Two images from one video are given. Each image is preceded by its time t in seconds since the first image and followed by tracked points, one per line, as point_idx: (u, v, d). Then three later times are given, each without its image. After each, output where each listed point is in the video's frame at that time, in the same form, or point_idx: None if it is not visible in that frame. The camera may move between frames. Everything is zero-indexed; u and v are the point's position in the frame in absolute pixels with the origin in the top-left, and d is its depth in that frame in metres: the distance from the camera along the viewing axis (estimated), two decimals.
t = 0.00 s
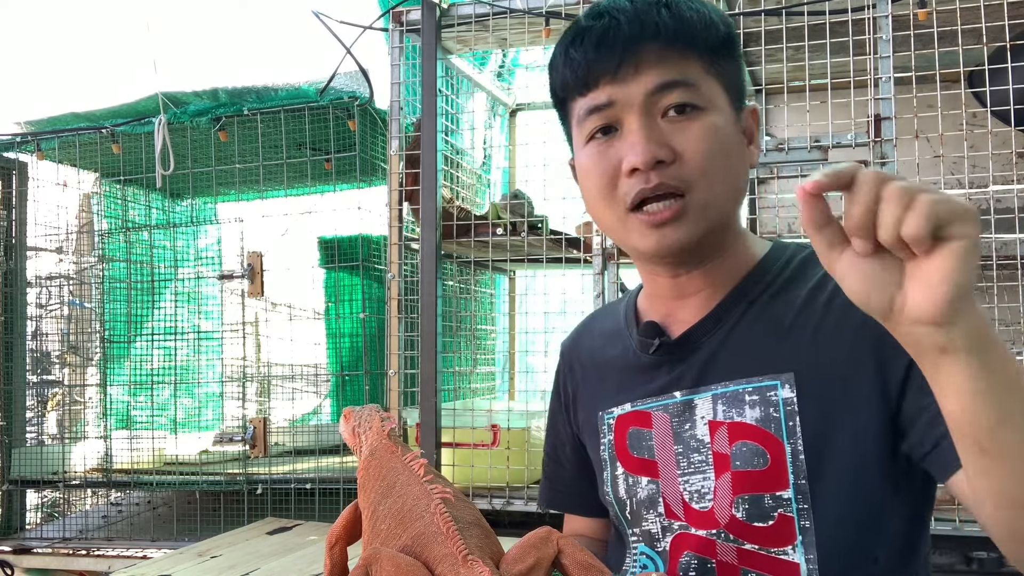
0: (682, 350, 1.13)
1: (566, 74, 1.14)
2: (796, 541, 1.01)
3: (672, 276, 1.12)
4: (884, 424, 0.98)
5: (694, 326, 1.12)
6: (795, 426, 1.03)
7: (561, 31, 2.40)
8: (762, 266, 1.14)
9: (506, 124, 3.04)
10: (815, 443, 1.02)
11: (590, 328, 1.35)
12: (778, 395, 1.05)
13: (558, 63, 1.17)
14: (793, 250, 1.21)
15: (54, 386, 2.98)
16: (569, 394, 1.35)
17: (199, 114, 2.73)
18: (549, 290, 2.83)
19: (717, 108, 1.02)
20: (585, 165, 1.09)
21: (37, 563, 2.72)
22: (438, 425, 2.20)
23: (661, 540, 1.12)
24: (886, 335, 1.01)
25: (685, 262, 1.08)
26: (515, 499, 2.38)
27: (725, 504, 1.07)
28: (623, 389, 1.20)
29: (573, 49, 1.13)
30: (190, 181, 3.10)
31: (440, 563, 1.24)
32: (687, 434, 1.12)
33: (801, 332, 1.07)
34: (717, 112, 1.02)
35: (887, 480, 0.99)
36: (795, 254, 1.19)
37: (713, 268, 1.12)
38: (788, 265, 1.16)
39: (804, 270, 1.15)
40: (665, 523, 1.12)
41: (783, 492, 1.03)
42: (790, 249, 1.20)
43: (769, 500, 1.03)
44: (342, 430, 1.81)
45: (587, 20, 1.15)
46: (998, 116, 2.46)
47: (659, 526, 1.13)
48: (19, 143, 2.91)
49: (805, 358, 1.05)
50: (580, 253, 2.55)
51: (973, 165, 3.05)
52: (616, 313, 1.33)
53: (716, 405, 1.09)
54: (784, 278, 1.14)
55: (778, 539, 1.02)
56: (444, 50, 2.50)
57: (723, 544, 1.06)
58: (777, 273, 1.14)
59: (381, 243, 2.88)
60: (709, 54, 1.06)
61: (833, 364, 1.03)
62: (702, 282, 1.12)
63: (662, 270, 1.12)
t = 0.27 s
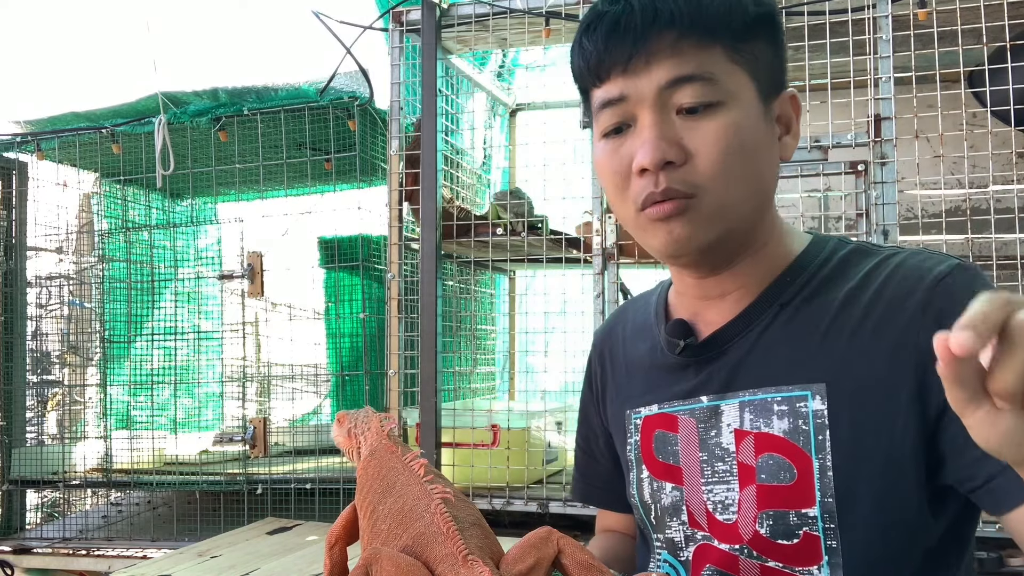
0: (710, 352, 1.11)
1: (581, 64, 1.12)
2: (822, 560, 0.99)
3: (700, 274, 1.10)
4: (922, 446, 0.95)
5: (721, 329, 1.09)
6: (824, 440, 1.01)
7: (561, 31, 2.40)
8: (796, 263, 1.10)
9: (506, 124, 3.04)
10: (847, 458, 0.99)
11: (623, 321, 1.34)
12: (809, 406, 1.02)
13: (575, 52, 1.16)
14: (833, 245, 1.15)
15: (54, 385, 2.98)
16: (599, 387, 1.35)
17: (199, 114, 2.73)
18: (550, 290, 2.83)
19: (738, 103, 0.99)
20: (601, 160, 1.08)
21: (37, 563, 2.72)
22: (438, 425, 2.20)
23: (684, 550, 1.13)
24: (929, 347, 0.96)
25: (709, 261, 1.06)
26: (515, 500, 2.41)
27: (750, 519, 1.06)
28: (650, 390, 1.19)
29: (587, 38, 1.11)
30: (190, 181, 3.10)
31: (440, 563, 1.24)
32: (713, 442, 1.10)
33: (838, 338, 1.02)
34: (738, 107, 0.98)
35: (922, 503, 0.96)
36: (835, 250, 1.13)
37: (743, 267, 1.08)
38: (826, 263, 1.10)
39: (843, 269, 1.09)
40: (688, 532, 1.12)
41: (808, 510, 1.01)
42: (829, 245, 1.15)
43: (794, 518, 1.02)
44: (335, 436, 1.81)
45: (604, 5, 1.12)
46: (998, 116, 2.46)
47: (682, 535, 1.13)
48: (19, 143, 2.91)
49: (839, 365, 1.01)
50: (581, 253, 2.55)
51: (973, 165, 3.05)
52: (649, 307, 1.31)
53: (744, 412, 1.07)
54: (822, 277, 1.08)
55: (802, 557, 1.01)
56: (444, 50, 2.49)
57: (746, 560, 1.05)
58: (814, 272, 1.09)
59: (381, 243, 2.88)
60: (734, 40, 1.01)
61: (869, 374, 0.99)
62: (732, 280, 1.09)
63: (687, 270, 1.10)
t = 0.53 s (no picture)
0: (727, 356, 1.08)
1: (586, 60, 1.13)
2: None
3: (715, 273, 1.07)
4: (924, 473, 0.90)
5: (736, 334, 1.07)
6: (829, 459, 0.98)
7: (561, 31, 2.40)
8: (822, 264, 1.04)
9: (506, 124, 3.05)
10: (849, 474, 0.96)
11: (665, 313, 1.33)
12: (816, 422, 0.99)
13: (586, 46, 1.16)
14: (864, 247, 1.07)
15: (54, 386, 2.98)
16: (638, 378, 1.35)
17: (199, 113, 2.73)
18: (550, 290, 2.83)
19: (717, 100, 0.94)
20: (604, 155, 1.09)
21: (37, 563, 2.73)
22: (438, 425, 2.20)
23: (694, 556, 1.12)
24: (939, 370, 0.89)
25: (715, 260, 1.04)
26: (515, 499, 2.41)
27: (752, 535, 1.04)
28: (673, 390, 1.18)
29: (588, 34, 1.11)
30: (190, 181, 3.10)
31: (439, 562, 1.24)
32: (724, 451, 1.08)
33: (850, 351, 0.98)
34: (720, 106, 0.93)
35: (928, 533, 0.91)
36: (867, 253, 1.06)
37: (761, 269, 1.04)
38: (854, 267, 1.04)
39: (868, 275, 1.02)
40: (698, 539, 1.11)
41: (809, 531, 0.98)
42: (861, 247, 1.07)
43: (794, 538, 1.00)
44: (318, 459, 1.72)
45: None
46: (998, 116, 2.47)
47: (693, 541, 1.12)
48: (19, 143, 2.91)
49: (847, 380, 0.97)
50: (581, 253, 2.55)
51: (974, 165, 3.06)
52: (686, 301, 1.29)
53: (754, 422, 1.05)
54: (845, 284, 1.02)
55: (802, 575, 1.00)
56: (444, 50, 2.50)
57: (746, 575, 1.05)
58: (837, 278, 1.03)
59: (381, 243, 2.87)
60: (718, 32, 0.95)
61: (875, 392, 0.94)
62: (749, 281, 1.05)
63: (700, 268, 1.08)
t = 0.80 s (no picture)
0: (734, 358, 1.02)
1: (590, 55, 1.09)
2: None
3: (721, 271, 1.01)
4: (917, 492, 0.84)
5: (744, 336, 1.00)
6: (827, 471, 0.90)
7: (561, 31, 2.39)
8: (840, 260, 0.95)
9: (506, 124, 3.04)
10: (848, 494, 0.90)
11: (694, 307, 1.29)
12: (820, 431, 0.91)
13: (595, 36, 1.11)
14: (881, 247, 0.97)
15: (54, 386, 2.98)
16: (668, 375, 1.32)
17: (199, 114, 2.73)
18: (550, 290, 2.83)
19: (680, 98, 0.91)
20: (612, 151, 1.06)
21: (37, 564, 2.72)
22: (438, 425, 2.20)
23: (699, 559, 1.08)
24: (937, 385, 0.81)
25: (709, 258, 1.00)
26: (515, 499, 2.41)
27: (751, 540, 0.99)
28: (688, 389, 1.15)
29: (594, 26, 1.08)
30: (190, 181, 3.10)
31: (440, 562, 1.24)
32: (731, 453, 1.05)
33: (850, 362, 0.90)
34: (686, 106, 0.90)
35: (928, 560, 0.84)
36: (882, 252, 0.96)
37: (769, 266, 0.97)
38: (865, 267, 0.95)
39: (878, 277, 0.93)
40: (703, 542, 1.08)
41: (803, 540, 0.93)
42: (875, 245, 0.97)
43: (790, 546, 0.94)
44: (312, 473, 1.67)
45: None
46: (997, 116, 2.47)
47: (699, 543, 1.08)
48: (19, 143, 2.91)
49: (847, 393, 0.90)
50: (581, 252, 2.54)
51: (974, 165, 3.06)
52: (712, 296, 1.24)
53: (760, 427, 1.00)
54: (852, 288, 0.93)
55: None
56: (444, 50, 2.49)
57: None
58: (844, 280, 0.94)
59: (381, 243, 2.86)
60: (687, 27, 0.91)
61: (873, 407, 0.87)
62: (759, 282, 0.99)
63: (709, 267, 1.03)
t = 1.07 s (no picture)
0: (729, 354, 1.04)
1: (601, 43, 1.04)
2: None
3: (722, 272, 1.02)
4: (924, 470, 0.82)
5: (739, 331, 1.02)
6: (827, 456, 0.91)
7: (561, 31, 2.39)
8: (831, 251, 0.98)
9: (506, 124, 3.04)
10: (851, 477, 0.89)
11: (677, 313, 1.31)
12: (815, 417, 0.93)
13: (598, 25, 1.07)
14: (869, 236, 0.99)
15: (54, 386, 2.98)
16: (653, 381, 1.33)
17: (199, 114, 2.73)
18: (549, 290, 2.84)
19: (752, 89, 0.85)
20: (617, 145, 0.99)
21: (37, 563, 2.72)
22: (438, 425, 2.20)
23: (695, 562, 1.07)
24: (930, 355, 0.81)
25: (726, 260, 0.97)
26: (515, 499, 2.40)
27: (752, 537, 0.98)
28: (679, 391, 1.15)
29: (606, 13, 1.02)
30: (190, 181, 3.11)
31: (439, 562, 1.24)
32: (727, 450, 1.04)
33: (849, 346, 0.91)
34: (756, 98, 0.85)
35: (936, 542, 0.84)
36: (872, 241, 0.98)
37: (768, 264, 0.98)
38: (858, 255, 0.97)
39: (872, 263, 0.95)
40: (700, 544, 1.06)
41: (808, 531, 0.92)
42: (865, 236, 0.99)
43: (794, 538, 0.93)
44: (306, 479, 1.71)
45: None
46: (997, 116, 2.47)
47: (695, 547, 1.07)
48: (19, 143, 2.91)
49: (847, 376, 0.90)
50: (581, 252, 2.55)
51: (973, 165, 3.06)
52: (697, 302, 1.26)
53: (755, 419, 1.00)
54: (846, 275, 0.96)
55: None
56: (444, 50, 2.49)
57: None
58: (838, 270, 0.96)
59: (381, 243, 2.86)
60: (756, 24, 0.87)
61: (878, 391, 0.87)
62: (754, 282, 1.00)
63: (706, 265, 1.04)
